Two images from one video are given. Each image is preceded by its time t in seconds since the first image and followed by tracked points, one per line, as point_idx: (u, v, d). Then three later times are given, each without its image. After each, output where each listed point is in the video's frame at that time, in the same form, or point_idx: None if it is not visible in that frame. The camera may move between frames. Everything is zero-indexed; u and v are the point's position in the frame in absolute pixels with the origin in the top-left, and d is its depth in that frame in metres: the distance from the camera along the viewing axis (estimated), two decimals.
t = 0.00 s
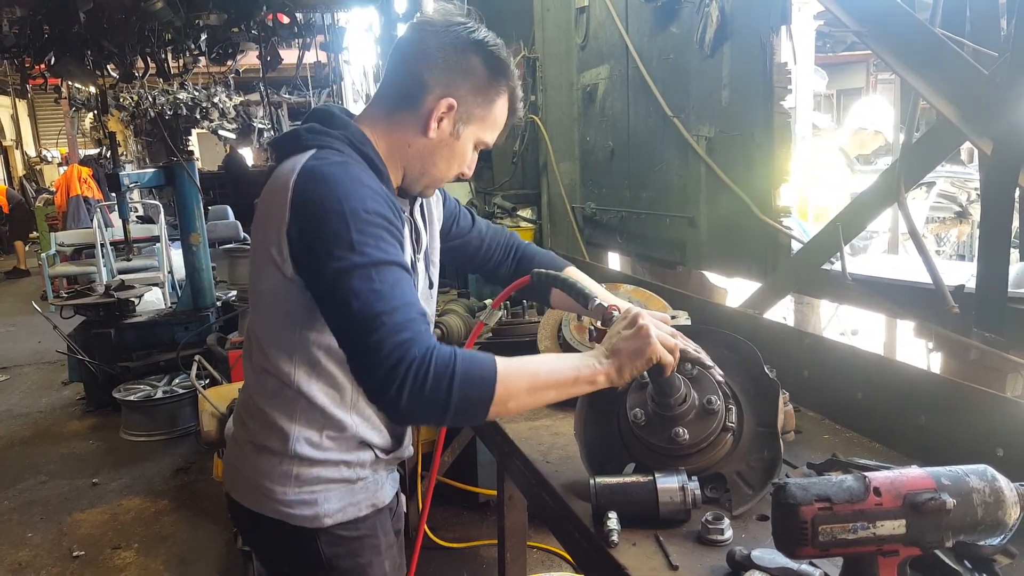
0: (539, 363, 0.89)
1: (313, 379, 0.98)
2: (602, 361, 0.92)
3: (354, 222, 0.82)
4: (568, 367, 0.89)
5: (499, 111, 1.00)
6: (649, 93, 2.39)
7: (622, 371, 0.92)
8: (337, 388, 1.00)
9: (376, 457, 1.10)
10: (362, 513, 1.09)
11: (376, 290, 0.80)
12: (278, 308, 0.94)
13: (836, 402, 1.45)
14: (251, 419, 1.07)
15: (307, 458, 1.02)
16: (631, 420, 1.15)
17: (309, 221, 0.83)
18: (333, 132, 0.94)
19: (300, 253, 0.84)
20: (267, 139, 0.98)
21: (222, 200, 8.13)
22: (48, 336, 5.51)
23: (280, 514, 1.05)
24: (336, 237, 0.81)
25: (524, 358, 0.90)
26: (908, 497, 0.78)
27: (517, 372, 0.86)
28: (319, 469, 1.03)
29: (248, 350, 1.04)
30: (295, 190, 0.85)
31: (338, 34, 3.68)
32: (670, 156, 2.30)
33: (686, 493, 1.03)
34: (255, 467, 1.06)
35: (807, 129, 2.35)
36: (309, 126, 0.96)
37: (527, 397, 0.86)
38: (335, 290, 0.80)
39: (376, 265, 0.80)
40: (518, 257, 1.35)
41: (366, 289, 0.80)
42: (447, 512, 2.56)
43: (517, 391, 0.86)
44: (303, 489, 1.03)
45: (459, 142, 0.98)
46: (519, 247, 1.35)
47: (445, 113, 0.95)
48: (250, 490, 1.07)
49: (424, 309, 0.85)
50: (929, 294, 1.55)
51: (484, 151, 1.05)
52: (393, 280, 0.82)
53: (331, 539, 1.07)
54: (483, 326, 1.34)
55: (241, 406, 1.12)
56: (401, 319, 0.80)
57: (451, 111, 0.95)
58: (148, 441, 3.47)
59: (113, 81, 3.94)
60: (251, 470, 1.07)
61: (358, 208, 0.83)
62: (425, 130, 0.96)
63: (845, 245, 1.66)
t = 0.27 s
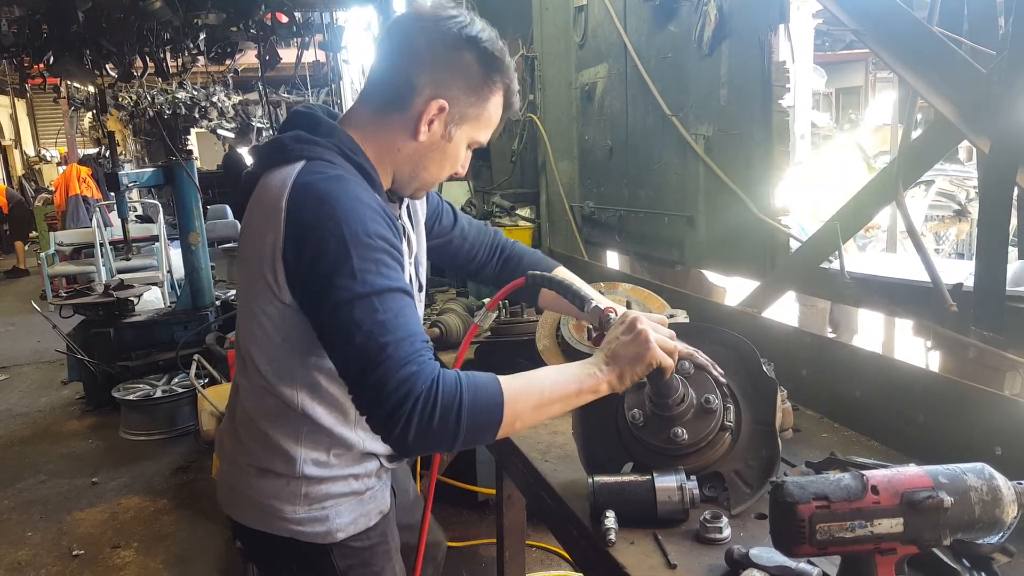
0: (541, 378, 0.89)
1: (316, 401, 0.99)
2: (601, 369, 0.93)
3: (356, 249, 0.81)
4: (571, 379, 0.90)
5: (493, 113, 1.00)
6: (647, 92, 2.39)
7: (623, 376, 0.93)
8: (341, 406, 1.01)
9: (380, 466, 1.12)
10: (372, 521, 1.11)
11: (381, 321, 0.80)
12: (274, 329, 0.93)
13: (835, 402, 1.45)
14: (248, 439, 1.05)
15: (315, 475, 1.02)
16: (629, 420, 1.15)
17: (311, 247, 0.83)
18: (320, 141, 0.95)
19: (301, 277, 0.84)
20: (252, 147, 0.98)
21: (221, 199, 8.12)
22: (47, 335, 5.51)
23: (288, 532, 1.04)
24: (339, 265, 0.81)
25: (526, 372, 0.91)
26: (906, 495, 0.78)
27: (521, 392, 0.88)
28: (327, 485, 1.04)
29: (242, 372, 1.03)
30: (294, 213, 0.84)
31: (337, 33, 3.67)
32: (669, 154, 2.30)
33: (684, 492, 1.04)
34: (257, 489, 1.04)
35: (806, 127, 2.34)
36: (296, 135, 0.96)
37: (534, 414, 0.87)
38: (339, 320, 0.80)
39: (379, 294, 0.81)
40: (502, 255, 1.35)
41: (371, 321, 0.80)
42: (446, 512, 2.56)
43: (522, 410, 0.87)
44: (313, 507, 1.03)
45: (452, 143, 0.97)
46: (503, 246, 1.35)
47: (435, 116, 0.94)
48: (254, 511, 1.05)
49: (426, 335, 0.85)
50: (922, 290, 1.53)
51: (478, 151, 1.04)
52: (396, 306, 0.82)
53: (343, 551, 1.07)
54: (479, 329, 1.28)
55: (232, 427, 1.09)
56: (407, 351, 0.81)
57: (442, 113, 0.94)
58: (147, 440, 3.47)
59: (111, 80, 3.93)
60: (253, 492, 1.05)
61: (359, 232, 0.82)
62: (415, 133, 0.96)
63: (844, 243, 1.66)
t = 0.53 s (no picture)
0: (542, 379, 0.90)
1: (317, 401, 0.99)
2: (600, 368, 0.93)
3: (361, 250, 0.81)
4: (571, 379, 0.90)
5: (483, 77, 0.97)
6: (647, 91, 2.39)
7: (622, 375, 0.93)
8: (340, 405, 1.01)
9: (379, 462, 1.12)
10: (371, 516, 1.11)
11: (384, 322, 0.80)
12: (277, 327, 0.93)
13: (835, 401, 1.45)
14: (249, 438, 1.05)
15: (315, 473, 1.02)
16: (628, 419, 1.15)
17: (316, 247, 0.83)
18: (325, 136, 0.96)
19: (305, 276, 0.84)
20: (254, 143, 0.99)
21: (221, 198, 8.12)
22: (47, 333, 5.51)
23: (288, 530, 1.04)
24: (343, 266, 0.81)
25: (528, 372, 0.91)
26: (905, 494, 0.78)
27: (522, 392, 0.88)
28: (326, 483, 1.04)
29: (242, 370, 1.03)
30: (300, 210, 0.84)
31: (337, 31, 3.67)
32: (669, 153, 2.30)
33: (683, 489, 1.04)
34: (256, 487, 1.04)
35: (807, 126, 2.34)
36: (298, 131, 0.96)
37: (534, 415, 0.88)
38: (343, 321, 0.80)
39: (383, 294, 0.81)
40: (496, 258, 1.35)
41: (374, 322, 0.80)
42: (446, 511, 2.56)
43: (524, 411, 0.88)
44: (312, 505, 1.04)
45: (444, 116, 0.96)
46: (497, 250, 1.36)
47: (419, 89, 0.94)
48: (254, 509, 1.05)
49: (429, 336, 0.86)
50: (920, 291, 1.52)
51: (479, 124, 1.02)
52: (400, 307, 0.82)
53: (342, 547, 1.07)
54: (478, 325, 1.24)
55: (232, 425, 1.09)
56: (410, 353, 0.81)
57: (425, 85, 0.94)
58: (147, 439, 3.47)
59: (111, 79, 3.93)
60: (253, 490, 1.05)
61: (365, 233, 0.82)
62: (403, 111, 0.96)
63: (844, 242, 1.66)
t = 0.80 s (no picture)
0: (536, 373, 0.90)
1: (314, 388, 0.99)
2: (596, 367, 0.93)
3: (355, 239, 0.82)
4: (565, 375, 0.90)
5: (476, 58, 0.97)
6: (648, 89, 2.39)
7: (617, 375, 0.93)
8: (338, 395, 1.01)
9: (381, 455, 1.12)
10: (370, 506, 1.11)
11: (376, 310, 0.80)
12: (277, 316, 0.94)
13: (836, 399, 1.45)
14: (254, 426, 1.08)
15: (314, 461, 1.03)
16: (629, 418, 1.15)
17: (311, 236, 0.83)
18: (327, 133, 0.96)
19: (302, 264, 0.85)
20: (260, 141, 1.00)
21: (222, 196, 8.12)
22: (48, 331, 5.51)
23: (289, 516, 1.06)
24: (338, 254, 0.81)
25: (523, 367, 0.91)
26: (906, 493, 0.78)
27: (514, 384, 0.88)
28: (325, 472, 1.05)
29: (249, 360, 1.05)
30: (298, 201, 0.85)
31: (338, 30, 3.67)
32: (670, 152, 2.30)
33: (684, 489, 1.04)
34: (262, 473, 1.07)
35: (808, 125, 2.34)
36: (302, 126, 0.97)
37: (525, 407, 0.88)
38: (336, 308, 0.81)
39: (377, 284, 0.81)
40: (500, 263, 1.36)
41: (367, 310, 0.80)
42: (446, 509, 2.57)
43: (514, 403, 0.88)
44: (312, 492, 1.05)
45: (440, 102, 0.96)
46: (503, 256, 1.36)
47: (413, 79, 0.95)
48: (259, 494, 1.08)
49: (422, 325, 0.86)
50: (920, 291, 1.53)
51: (478, 108, 1.02)
52: (393, 298, 0.82)
53: (340, 534, 1.08)
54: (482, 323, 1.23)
55: (242, 413, 1.13)
56: (400, 340, 0.81)
57: (418, 74, 0.94)
58: (148, 437, 3.47)
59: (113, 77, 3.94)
60: (258, 476, 1.08)
61: (359, 223, 0.83)
62: (399, 102, 0.96)
63: (846, 242, 1.65)
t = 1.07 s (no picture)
0: (532, 375, 0.86)
1: (323, 378, 1.00)
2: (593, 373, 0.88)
3: (363, 229, 0.82)
4: (562, 379, 0.86)
5: (469, 42, 0.98)
6: (649, 90, 2.39)
7: (615, 383, 0.87)
8: (347, 389, 1.02)
9: (386, 452, 1.12)
10: (375, 506, 1.12)
11: (378, 298, 0.80)
12: (287, 305, 0.95)
13: (838, 399, 1.44)
14: (261, 420, 1.08)
15: (320, 457, 1.04)
16: (630, 421, 1.15)
17: (319, 223, 0.83)
18: (340, 126, 0.97)
19: (308, 250, 0.85)
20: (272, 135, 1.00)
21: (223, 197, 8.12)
22: (49, 332, 5.51)
23: (294, 512, 1.07)
24: (344, 242, 0.81)
25: (520, 369, 0.88)
26: (908, 495, 0.78)
27: (509, 384, 0.85)
28: (331, 468, 1.05)
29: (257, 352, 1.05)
30: (308, 189, 0.85)
31: (339, 30, 3.67)
32: (671, 153, 2.30)
33: (685, 491, 1.03)
34: (269, 467, 1.08)
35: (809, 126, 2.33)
36: (316, 119, 0.98)
37: (519, 410, 0.84)
38: (339, 294, 0.81)
39: (380, 273, 0.81)
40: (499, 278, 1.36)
41: (369, 297, 0.80)
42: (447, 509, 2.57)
43: (508, 403, 0.84)
44: (317, 489, 1.05)
45: (440, 85, 0.97)
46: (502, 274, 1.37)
47: (411, 65, 0.95)
48: (266, 489, 1.09)
49: (424, 318, 0.85)
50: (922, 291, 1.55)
51: (477, 92, 1.02)
52: (397, 288, 0.82)
53: (346, 533, 1.09)
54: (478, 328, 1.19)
55: (249, 406, 1.13)
56: (399, 329, 0.80)
57: (416, 60, 0.95)
58: (149, 437, 3.48)
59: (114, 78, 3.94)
60: (265, 470, 1.08)
61: (368, 214, 0.83)
62: (400, 88, 0.97)
63: (847, 243, 1.64)
